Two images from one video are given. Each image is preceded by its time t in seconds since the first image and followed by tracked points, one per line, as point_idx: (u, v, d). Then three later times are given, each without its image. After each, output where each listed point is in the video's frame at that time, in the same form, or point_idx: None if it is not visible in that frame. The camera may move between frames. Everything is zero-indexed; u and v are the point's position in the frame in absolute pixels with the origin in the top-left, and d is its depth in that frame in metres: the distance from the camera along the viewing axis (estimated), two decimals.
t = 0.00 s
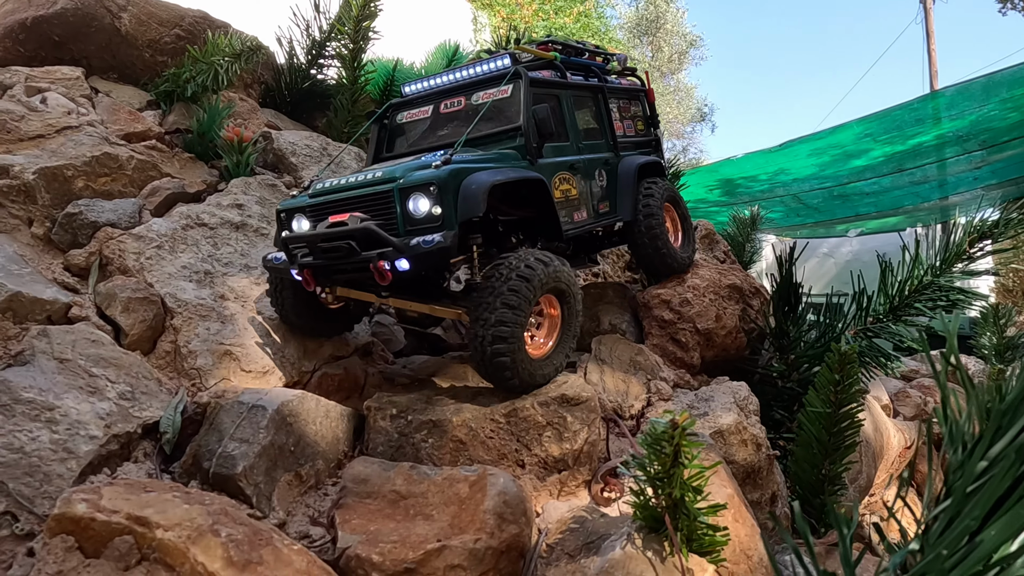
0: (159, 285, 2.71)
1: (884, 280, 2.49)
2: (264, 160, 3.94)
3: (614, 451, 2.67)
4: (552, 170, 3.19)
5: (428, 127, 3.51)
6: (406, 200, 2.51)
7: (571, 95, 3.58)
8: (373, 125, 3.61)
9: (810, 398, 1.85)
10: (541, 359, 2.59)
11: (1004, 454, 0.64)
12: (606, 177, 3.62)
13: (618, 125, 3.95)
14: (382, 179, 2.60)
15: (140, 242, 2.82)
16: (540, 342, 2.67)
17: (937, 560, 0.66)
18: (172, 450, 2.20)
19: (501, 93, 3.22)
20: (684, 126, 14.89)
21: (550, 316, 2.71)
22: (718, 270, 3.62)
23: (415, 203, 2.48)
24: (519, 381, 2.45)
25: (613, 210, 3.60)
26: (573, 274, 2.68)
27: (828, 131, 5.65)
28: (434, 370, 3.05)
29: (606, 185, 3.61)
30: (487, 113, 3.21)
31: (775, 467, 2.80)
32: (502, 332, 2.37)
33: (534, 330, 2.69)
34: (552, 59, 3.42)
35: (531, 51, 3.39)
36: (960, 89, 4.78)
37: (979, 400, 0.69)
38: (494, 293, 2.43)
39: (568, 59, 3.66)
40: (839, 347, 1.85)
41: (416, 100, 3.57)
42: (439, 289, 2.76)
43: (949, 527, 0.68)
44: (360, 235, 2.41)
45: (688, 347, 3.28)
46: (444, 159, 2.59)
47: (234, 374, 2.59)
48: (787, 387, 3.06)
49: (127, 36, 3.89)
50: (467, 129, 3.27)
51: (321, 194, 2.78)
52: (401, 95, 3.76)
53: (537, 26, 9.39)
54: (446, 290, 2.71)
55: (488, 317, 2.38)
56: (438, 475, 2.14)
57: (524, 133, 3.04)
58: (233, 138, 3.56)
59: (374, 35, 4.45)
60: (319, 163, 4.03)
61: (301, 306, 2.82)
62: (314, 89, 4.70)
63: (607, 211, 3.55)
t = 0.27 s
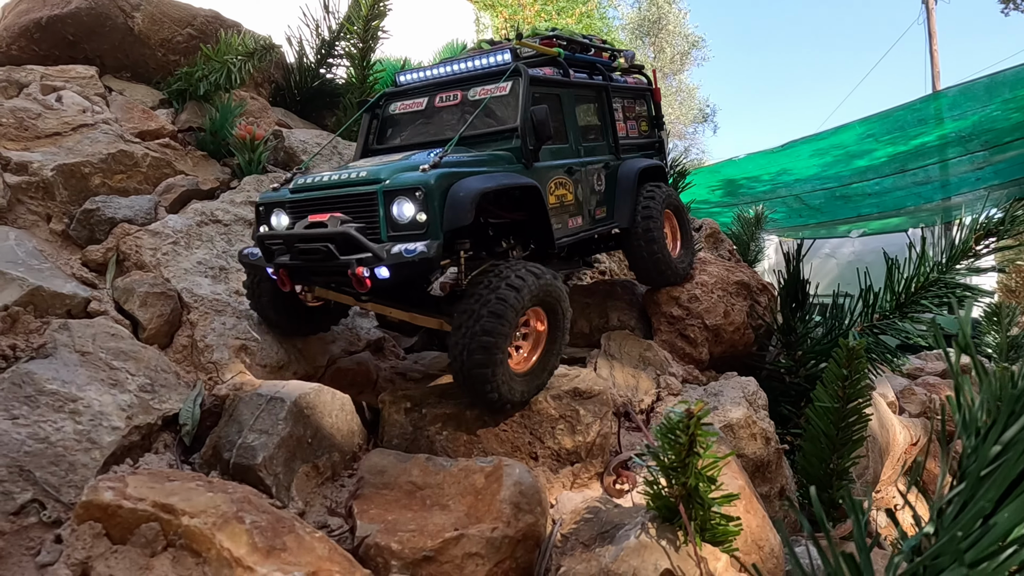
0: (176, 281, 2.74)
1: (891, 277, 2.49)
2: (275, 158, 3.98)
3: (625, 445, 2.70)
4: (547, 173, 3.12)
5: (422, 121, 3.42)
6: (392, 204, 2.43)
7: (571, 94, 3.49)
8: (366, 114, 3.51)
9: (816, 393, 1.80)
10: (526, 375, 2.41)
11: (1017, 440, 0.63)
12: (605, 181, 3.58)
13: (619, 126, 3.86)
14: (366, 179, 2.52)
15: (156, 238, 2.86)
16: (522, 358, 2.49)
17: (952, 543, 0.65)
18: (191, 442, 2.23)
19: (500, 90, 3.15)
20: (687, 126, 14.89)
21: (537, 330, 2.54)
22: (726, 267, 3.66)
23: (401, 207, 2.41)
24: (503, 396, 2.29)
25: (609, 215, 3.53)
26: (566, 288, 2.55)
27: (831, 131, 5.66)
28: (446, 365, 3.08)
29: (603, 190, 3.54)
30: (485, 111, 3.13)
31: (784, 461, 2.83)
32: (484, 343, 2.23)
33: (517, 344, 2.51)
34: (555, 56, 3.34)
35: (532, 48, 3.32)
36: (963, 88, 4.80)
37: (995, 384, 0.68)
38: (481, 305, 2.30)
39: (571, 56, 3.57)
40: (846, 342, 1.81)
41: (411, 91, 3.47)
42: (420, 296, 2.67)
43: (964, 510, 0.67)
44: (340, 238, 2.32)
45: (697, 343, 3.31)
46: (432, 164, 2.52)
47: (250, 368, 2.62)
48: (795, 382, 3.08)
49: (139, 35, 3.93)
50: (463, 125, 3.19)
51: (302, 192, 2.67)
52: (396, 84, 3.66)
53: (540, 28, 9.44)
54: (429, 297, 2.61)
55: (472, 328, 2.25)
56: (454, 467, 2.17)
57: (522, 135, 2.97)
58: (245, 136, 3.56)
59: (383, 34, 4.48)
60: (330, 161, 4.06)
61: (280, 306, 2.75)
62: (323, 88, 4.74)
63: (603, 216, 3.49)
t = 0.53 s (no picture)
0: (195, 269, 2.80)
1: (895, 268, 2.52)
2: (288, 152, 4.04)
3: (635, 430, 2.75)
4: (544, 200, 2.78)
5: (416, 115, 2.94)
6: (362, 237, 2.18)
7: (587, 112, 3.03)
8: (359, 100, 3.07)
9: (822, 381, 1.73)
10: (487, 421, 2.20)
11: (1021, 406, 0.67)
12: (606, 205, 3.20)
13: (634, 143, 3.37)
14: (336, 199, 2.25)
15: (175, 227, 2.91)
16: (483, 399, 2.24)
17: (958, 505, 0.68)
18: (214, 423, 2.29)
19: (506, 103, 2.72)
20: (689, 126, 14.96)
21: (504, 374, 2.27)
22: (733, 258, 3.69)
23: (371, 240, 2.16)
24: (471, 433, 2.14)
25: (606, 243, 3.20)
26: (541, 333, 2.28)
27: (833, 131, 5.50)
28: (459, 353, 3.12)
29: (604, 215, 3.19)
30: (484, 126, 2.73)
31: (791, 448, 2.88)
32: (444, 388, 2.05)
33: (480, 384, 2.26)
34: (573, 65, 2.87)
35: (548, 55, 2.83)
36: (965, 88, 4.81)
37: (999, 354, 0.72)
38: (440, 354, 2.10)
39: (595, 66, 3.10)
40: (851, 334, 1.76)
41: (411, 79, 2.99)
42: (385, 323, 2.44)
43: (969, 476, 0.71)
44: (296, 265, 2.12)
45: (704, 332, 3.37)
46: (413, 196, 2.22)
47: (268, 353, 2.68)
48: (801, 371, 3.13)
49: (155, 30, 4.00)
50: (458, 136, 2.80)
51: (269, 196, 2.43)
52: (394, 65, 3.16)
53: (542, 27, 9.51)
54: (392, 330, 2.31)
55: (433, 372, 2.06)
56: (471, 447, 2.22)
57: (517, 160, 2.59)
58: (259, 130, 3.63)
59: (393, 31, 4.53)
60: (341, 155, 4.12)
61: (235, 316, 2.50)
62: (333, 84, 4.80)
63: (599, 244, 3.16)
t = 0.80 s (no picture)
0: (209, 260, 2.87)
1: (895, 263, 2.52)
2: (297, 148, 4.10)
3: (638, 419, 2.80)
4: (551, 237, 2.73)
5: (446, 118, 2.92)
6: (354, 245, 2.14)
7: (621, 144, 2.97)
8: (395, 81, 3.08)
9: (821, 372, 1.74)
10: (462, 431, 2.17)
11: (1012, 383, 0.72)
12: (618, 244, 3.16)
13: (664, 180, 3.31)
14: (336, 201, 2.21)
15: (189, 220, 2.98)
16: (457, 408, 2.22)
17: (951, 478, 0.73)
18: (228, 409, 2.35)
19: (539, 128, 2.68)
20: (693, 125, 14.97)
21: (485, 388, 2.26)
22: (735, 252, 3.73)
23: (361, 251, 2.12)
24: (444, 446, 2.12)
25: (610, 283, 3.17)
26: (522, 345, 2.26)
27: (838, 130, 5.42)
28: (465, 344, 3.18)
29: (614, 255, 3.15)
30: (512, 148, 2.68)
31: (792, 437, 2.93)
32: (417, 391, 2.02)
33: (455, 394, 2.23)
34: (617, 99, 2.82)
35: (595, 86, 2.78)
36: (968, 88, 4.57)
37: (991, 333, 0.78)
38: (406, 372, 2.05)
39: (643, 97, 3.03)
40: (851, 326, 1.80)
41: (450, 76, 2.98)
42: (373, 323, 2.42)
43: (961, 450, 0.75)
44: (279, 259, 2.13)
45: (707, 325, 3.49)
46: (415, 213, 2.15)
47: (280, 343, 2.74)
48: (802, 363, 3.18)
49: (166, 28, 4.07)
50: (482, 153, 2.76)
51: (277, 178, 2.42)
52: (442, 59, 3.15)
53: (545, 27, 9.55)
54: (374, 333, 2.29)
55: (405, 375, 2.04)
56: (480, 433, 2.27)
57: (534, 192, 2.52)
58: (268, 126, 3.61)
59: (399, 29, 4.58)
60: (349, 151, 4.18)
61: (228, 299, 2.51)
62: (341, 81, 4.85)
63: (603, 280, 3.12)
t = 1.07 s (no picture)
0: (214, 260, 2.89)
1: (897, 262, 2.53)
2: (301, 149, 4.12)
3: (639, 418, 2.82)
4: (520, 250, 2.63)
5: (406, 123, 2.80)
6: (301, 266, 1.97)
7: (591, 150, 2.89)
8: (351, 88, 2.96)
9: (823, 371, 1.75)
10: (420, 469, 2.06)
11: (1006, 379, 0.73)
12: (592, 254, 3.08)
13: (637, 188, 3.26)
14: (279, 217, 2.03)
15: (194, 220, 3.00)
16: (415, 444, 2.10)
17: (948, 475, 0.73)
18: (233, 407, 2.37)
19: (504, 134, 2.58)
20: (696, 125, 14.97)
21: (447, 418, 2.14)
22: (737, 251, 3.73)
23: (307, 273, 1.96)
24: (410, 478, 2.03)
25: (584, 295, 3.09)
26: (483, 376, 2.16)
27: (841, 132, 5.32)
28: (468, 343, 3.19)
29: (587, 266, 3.08)
30: (475, 156, 2.57)
31: (793, 436, 2.94)
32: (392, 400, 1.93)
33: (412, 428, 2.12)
34: (585, 103, 2.72)
35: (563, 90, 2.68)
36: (973, 87, 4.51)
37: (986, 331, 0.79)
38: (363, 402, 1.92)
39: (612, 100, 2.93)
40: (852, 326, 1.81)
41: (409, 78, 2.86)
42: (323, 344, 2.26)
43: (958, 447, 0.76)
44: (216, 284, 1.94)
45: (709, 324, 3.50)
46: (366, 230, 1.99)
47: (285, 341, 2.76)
48: (803, 363, 3.19)
49: (171, 29, 4.10)
50: (443, 162, 2.65)
51: (215, 192, 2.22)
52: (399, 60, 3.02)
53: (548, 27, 9.57)
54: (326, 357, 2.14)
55: (362, 389, 1.92)
56: (483, 431, 2.29)
57: (500, 204, 2.43)
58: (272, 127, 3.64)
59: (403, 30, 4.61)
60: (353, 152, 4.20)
61: (169, 319, 2.33)
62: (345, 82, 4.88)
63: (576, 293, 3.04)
